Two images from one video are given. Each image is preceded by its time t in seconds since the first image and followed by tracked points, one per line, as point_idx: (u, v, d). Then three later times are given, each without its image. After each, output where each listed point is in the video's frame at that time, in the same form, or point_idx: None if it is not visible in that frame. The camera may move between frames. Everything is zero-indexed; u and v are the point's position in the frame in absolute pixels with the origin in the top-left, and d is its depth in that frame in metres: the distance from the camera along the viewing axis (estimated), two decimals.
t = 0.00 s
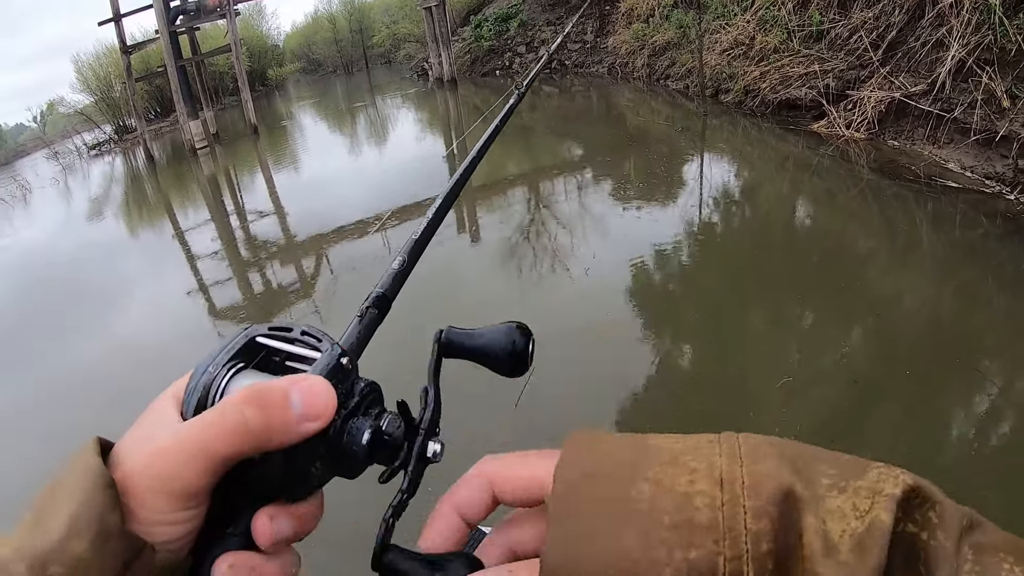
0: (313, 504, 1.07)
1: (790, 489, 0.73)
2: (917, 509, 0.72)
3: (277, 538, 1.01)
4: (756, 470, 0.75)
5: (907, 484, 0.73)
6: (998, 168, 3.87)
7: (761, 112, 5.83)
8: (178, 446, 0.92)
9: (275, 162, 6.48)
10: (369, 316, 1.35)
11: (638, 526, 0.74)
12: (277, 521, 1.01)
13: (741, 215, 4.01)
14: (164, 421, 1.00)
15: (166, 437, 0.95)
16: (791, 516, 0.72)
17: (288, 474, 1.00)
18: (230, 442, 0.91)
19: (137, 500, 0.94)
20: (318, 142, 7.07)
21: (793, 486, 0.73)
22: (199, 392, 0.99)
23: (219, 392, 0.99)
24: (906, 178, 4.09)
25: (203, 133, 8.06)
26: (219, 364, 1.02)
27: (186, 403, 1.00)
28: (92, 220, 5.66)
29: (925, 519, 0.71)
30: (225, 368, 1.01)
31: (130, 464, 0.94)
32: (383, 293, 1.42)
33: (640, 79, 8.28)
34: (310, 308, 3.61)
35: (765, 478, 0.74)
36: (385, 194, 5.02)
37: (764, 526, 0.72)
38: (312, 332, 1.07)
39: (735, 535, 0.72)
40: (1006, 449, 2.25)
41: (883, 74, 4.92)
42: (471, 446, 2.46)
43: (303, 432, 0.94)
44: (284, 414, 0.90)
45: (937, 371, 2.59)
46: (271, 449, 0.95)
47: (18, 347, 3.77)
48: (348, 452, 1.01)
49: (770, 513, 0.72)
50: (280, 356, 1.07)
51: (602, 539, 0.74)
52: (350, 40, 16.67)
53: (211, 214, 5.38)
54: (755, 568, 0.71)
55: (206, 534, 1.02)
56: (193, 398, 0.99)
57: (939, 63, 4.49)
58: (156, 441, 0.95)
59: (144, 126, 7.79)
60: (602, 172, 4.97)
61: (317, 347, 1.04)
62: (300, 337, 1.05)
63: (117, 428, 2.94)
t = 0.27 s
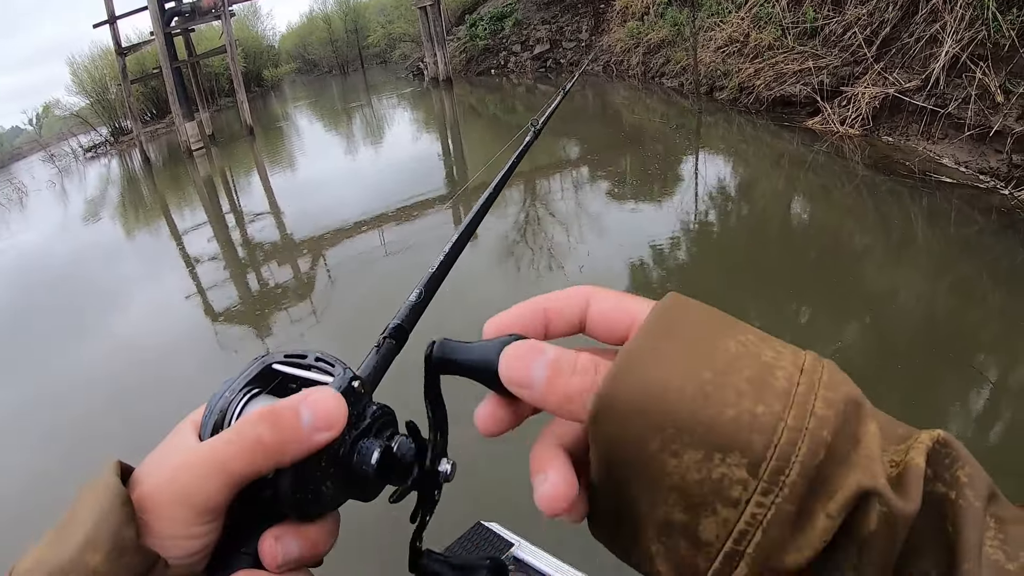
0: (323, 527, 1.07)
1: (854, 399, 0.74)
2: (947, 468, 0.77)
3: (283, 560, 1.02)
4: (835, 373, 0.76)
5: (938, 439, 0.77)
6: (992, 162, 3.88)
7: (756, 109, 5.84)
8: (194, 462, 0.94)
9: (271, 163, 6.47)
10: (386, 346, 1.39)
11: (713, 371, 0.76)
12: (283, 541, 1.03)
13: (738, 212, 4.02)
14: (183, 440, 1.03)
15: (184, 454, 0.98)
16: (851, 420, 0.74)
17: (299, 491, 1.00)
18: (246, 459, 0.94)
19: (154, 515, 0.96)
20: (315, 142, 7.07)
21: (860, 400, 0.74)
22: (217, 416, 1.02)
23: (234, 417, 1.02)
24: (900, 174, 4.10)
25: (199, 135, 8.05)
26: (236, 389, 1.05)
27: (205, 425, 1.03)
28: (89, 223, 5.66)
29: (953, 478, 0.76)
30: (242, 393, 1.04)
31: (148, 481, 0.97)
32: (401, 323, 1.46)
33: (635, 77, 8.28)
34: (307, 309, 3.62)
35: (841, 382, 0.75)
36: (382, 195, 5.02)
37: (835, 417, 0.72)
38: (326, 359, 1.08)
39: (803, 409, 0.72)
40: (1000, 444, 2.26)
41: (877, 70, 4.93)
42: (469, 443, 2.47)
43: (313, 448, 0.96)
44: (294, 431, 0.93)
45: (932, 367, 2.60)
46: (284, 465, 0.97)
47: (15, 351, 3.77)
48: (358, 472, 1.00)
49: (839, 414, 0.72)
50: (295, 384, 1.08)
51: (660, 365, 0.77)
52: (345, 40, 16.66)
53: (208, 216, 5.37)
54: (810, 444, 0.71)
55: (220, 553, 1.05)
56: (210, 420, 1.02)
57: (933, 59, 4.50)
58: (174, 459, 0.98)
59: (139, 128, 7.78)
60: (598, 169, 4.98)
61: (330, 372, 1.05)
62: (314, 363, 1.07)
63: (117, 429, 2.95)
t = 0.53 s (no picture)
0: (345, 535, 1.06)
1: (777, 498, 0.72)
2: (894, 529, 0.72)
3: (306, 569, 1.02)
4: (757, 470, 0.75)
5: (883, 507, 0.73)
6: (985, 160, 3.89)
7: (750, 108, 5.85)
8: (223, 472, 0.92)
9: (266, 164, 6.46)
10: (402, 350, 1.38)
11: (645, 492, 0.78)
12: (306, 551, 1.02)
13: (733, 210, 4.02)
14: (207, 448, 1.00)
15: (210, 461, 0.95)
16: (773, 514, 0.72)
17: (326, 502, 0.97)
18: (275, 471, 0.90)
19: (179, 524, 0.93)
20: (309, 143, 7.06)
21: (780, 495, 0.72)
22: (240, 422, 1.00)
23: (257, 425, 1.00)
24: (893, 172, 4.11)
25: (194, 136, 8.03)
26: (259, 395, 1.03)
27: (228, 429, 1.01)
28: (83, 224, 5.64)
29: (899, 539, 0.72)
30: (265, 399, 1.02)
31: (174, 487, 0.94)
32: (416, 330, 1.47)
33: (629, 76, 8.29)
34: (302, 309, 3.61)
35: (759, 480, 0.74)
36: (377, 195, 5.01)
37: (749, 522, 0.72)
38: (349, 367, 1.08)
39: (725, 492, 0.74)
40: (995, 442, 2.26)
41: (870, 68, 4.94)
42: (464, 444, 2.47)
43: (344, 465, 0.93)
44: (326, 448, 0.90)
45: (928, 365, 2.59)
46: (312, 479, 0.94)
47: (9, 354, 3.76)
48: (387, 483, 0.97)
49: (753, 514, 0.72)
50: (315, 390, 1.08)
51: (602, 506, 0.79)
52: (340, 40, 16.63)
53: (202, 217, 5.36)
54: (730, 558, 0.72)
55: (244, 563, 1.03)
56: (233, 427, 1.00)
57: (925, 56, 4.51)
58: (201, 465, 0.95)
59: (133, 129, 7.76)
60: (593, 169, 4.98)
61: (354, 381, 1.05)
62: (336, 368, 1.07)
63: (112, 432, 2.94)
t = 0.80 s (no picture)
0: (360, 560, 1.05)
1: (858, 509, 0.73)
2: (955, 537, 0.73)
3: None
4: (824, 489, 0.75)
5: (945, 513, 0.74)
6: (978, 159, 3.90)
7: (743, 107, 5.86)
8: (244, 497, 0.90)
9: (261, 163, 6.45)
10: (413, 378, 1.43)
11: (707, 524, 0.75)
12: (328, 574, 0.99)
13: (729, 210, 4.02)
14: (224, 474, 0.98)
15: (231, 487, 0.93)
16: (859, 527, 0.72)
17: (345, 526, 0.96)
18: (298, 494, 0.89)
19: (201, 552, 0.91)
20: (304, 143, 7.05)
21: (861, 506, 0.73)
22: (257, 448, 0.98)
23: (274, 452, 0.97)
24: (886, 171, 4.12)
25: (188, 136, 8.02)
26: (277, 422, 1.00)
27: (245, 455, 0.99)
28: (78, 225, 5.62)
29: (961, 548, 0.72)
30: (282, 426, 1.00)
31: (195, 513, 0.92)
32: (425, 356, 1.50)
33: (623, 76, 8.30)
34: (297, 309, 3.61)
35: (832, 496, 0.74)
36: (372, 194, 5.01)
37: (842, 541, 0.72)
38: (365, 393, 1.07)
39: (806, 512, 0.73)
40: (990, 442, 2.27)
41: (863, 67, 4.95)
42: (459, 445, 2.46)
43: (365, 490, 0.92)
44: (348, 472, 0.89)
45: (923, 365, 2.59)
46: (334, 502, 0.93)
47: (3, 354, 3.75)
48: (404, 508, 1.05)
49: (843, 532, 0.72)
50: (331, 417, 1.06)
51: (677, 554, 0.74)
52: (336, 40, 16.61)
53: (197, 217, 5.35)
54: None
55: None
56: (250, 453, 0.98)
57: (919, 56, 4.51)
58: (221, 491, 0.94)
59: (128, 129, 7.74)
60: (588, 168, 4.98)
61: (369, 407, 1.04)
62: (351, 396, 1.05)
63: (108, 433, 2.93)
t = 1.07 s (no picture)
0: None
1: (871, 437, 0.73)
2: (950, 492, 0.73)
3: None
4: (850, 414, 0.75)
5: (940, 467, 0.74)
6: (972, 160, 3.91)
7: (738, 108, 5.87)
8: (250, 521, 0.89)
9: (257, 163, 6.44)
10: (416, 400, 1.43)
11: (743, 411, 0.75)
12: None
13: (725, 211, 4.02)
14: (230, 498, 0.97)
15: (238, 511, 0.92)
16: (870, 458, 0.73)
17: (352, 550, 0.95)
18: (305, 519, 0.88)
19: None
20: (301, 142, 7.04)
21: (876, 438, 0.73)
22: (263, 472, 0.97)
23: (280, 476, 0.97)
24: (881, 172, 4.12)
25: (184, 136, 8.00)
26: (282, 445, 1.00)
27: (251, 479, 0.98)
28: (73, 225, 5.59)
29: (955, 502, 0.72)
30: (288, 450, 0.99)
31: (201, 538, 0.91)
32: (428, 378, 1.50)
33: (619, 76, 8.30)
34: (292, 310, 3.60)
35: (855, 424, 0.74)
36: (368, 195, 5.00)
37: (852, 454, 0.71)
38: (370, 418, 1.06)
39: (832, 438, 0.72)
40: (986, 442, 2.27)
41: (858, 68, 4.95)
42: (456, 446, 2.46)
43: (371, 515, 0.91)
44: (356, 497, 0.88)
45: (916, 366, 2.60)
46: (341, 527, 0.91)
47: None
48: (411, 533, 1.02)
49: (856, 453, 0.72)
50: (338, 441, 1.05)
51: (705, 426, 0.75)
52: (332, 39, 16.58)
53: (193, 217, 5.34)
54: (831, 484, 0.70)
55: None
56: (256, 477, 0.98)
57: (913, 57, 4.52)
58: (227, 515, 0.92)
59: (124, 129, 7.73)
60: (585, 169, 4.97)
61: (374, 431, 1.03)
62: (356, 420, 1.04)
63: (105, 435, 2.92)
